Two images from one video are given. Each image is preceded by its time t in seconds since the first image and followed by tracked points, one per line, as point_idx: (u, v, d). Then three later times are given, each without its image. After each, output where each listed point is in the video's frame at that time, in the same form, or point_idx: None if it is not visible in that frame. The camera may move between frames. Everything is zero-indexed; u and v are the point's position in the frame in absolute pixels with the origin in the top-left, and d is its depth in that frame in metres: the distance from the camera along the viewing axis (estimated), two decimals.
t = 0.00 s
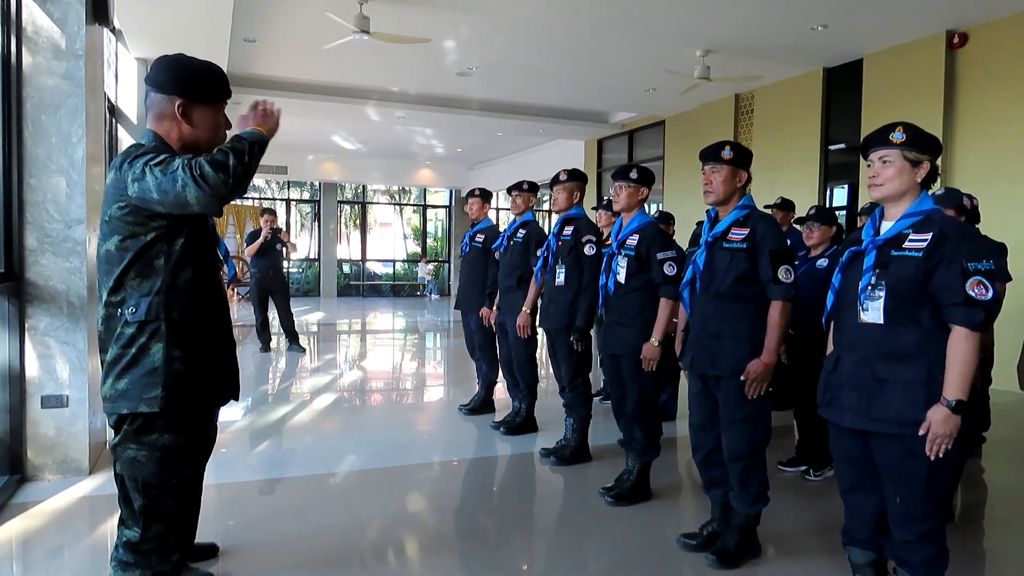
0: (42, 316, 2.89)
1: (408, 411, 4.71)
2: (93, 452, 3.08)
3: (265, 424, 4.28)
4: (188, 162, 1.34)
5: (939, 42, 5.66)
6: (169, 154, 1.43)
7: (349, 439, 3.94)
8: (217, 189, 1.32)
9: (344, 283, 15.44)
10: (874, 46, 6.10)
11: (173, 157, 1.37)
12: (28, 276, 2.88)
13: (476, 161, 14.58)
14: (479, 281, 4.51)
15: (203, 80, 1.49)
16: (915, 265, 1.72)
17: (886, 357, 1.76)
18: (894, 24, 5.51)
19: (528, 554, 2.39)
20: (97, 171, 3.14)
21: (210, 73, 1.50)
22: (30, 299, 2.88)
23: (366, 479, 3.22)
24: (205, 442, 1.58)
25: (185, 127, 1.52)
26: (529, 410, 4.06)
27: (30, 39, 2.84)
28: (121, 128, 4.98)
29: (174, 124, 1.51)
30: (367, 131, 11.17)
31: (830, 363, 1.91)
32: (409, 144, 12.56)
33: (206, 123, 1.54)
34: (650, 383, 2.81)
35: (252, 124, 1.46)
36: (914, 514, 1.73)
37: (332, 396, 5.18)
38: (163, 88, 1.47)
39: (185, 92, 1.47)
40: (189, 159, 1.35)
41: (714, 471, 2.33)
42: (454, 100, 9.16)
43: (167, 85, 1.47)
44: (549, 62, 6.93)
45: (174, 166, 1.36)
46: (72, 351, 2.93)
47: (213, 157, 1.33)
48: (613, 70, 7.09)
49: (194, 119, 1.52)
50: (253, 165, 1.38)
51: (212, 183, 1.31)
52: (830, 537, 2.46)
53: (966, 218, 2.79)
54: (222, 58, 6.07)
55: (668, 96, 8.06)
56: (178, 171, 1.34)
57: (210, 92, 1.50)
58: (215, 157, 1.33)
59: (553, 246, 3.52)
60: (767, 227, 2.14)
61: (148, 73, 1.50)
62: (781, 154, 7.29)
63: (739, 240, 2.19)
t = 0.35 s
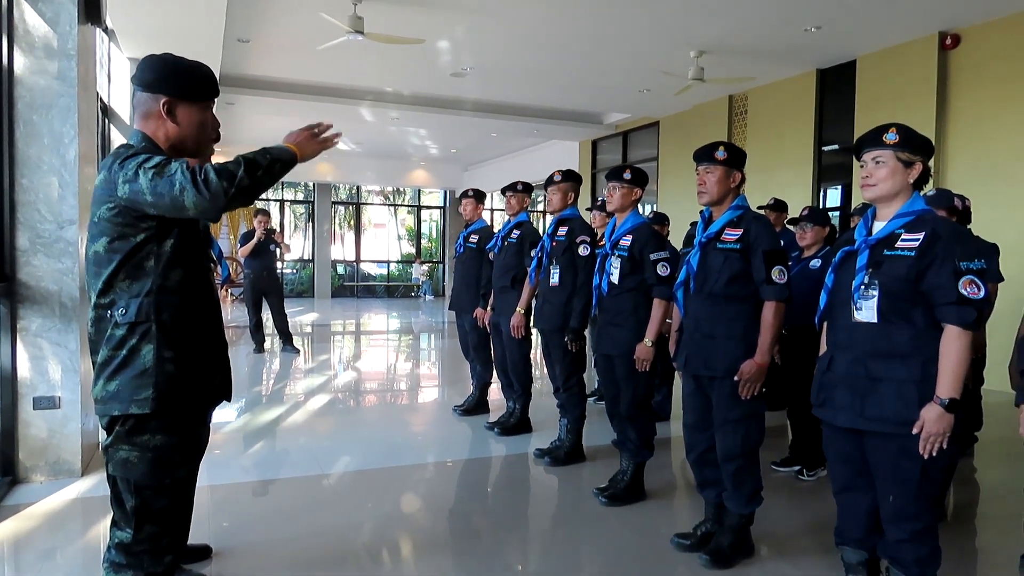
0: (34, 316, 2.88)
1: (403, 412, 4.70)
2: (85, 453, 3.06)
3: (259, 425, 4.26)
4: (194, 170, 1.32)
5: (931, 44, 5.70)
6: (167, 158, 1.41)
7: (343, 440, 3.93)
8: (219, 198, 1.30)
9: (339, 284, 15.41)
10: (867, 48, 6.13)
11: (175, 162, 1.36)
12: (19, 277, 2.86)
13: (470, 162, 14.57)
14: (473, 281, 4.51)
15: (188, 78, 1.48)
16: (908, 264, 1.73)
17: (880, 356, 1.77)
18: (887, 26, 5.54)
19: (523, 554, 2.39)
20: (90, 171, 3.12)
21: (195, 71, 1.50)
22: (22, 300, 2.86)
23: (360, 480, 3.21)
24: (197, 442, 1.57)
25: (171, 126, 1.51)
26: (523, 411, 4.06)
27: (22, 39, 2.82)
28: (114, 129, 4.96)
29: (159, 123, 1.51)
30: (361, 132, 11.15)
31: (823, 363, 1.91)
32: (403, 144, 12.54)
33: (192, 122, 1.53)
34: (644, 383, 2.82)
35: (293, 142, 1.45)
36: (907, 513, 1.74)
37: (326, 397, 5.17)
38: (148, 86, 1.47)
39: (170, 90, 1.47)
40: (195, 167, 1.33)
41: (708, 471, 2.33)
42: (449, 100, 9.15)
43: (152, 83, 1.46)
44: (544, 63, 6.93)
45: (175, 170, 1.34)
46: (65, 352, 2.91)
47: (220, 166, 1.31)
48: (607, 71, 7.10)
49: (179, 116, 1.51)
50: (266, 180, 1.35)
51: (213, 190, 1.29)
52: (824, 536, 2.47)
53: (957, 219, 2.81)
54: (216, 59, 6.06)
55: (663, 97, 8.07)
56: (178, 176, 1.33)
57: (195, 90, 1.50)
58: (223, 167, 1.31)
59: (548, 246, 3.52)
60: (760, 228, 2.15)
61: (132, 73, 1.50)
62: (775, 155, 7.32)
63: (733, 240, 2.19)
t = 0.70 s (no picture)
0: (25, 314, 2.86)
1: (397, 409, 4.69)
2: (77, 451, 3.04)
3: (252, 423, 4.25)
4: (192, 183, 1.31)
5: (924, 42, 5.72)
6: (161, 162, 1.39)
7: (337, 438, 3.92)
8: (219, 216, 1.30)
9: (333, 282, 15.37)
10: (860, 45, 6.14)
11: (172, 170, 1.34)
12: (10, 274, 2.84)
13: (465, 159, 14.54)
14: (468, 279, 4.51)
15: (181, 73, 1.47)
16: (901, 261, 1.73)
17: (873, 352, 1.77)
18: (880, 23, 5.55)
19: (517, 551, 2.39)
20: (81, 168, 3.10)
21: (188, 66, 1.49)
22: (12, 298, 2.84)
23: (355, 477, 3.20)
24: (190, 440, 1.57)
25: (162, 121, 1.50)
26: (517, 408, 4.06)
27: (11, 34, 2.80)
28: (106, 125, 4.93)
29: (151, 119, 1.49)
30: (355, 129, 11.11)
31: (817, 359, 1.92)
32: (397, 142, 12.51)
33: (184, 117, 1.52)
34: (638, 379, 2.82)
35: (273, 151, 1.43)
36: (900, 508, 1.75)
37: (320, 395, 5.15)
38: (140, 81, 1.46)
39: (162, 85, 1.46)
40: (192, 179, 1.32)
41: (702, 467, 2.34)
42: (443, 97, 9.12)
43: (144, 78, 1.45)
44: (538, 60, 6.92)
45: (171, 179, 1.33)
46: (56, 350, 2.90)
47: (217, 181, 1.31)
48: (602, 68, 7.09)
49: (171, 112, 1.50)
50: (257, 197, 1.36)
51: (210, 208, 1.29)
52: (817, 532, 2.48)
53: (949, 214, 2.82)
54: (208, 55, 6.02)
55: (657, 94, 8.08)
56: (175, 185, 1.31)
57: (187, 85, 1.49)
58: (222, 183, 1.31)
59: (542, 243, 3.52)
60: (753, 224, 2.15)
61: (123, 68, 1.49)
62: (769, 152, 7.34)
63: (726, 237, 2.19)
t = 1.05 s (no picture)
0: (22, 311, 2.85)
1: (395, 406, 4.69)
2: (75, 449, 3.04)
3: (250, 420, 4.24)
4: (150, 263, 1.37)
5: (922, 38, 5.72)
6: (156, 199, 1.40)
7: (335, 435, 3.91)
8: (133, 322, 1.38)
9: (330, 279, 15.35)
10: (858, 41, 6.14)
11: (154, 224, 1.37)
12: (7, 271, 2.83)
13: (462, 155, 14.52)
14: (466, 275, 4.50)
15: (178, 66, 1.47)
16: (900, 257, 1.73)
17: (872, 348, 1.77)
18: (878, 19, 5.55)
19: (515, 548, 2.39)
20: (77, 165, 3.09)
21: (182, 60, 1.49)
22: (9, 295, 2.83)
23: (352, 474, 3.20)
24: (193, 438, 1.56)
25: (163, 116, 1.50)
26: (515, 405, 4.05)
27: (5, 30, 2.78)
28: (102, 121, 4.90)
29: (151, 114, 1.49)
30: (352, 125, 11.08)
31: (815, 356, 1.92)
32: (395, 138, 12.48)
33: (183, 111, 1.52)
34: (636, 376, 2.82)
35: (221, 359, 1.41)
36: (898, 505, 1.75)
37: (318, 392, 5.15)
38: (137, 76, 1.45)
39: (161, 79, 1.45)
40: (154, 258, 1.37)
41: (700, 464, 2.34)
42: (440, 94, 9.10)
43: (141, 73, 1.44)
44: (536, 56, 6.91)
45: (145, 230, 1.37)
46: (53, 347, 2.89)
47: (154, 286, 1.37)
48: (600, 65, 7.07)
49: (170, 107, 1.50)
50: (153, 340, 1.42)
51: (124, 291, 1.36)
52: (814, 528, 2.49)
53: (947, 211, 2.82)
54: (205, 51, 6.00)
55: (655, 90, 8.07)
56: (142, 241, 1.36)
57: (183, 79, 1.48)
58: (159, 297, 1.38)
59: (540, 239, 3.51)
60: (752, 221, 2.15)
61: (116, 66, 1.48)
62: (766, 149, 7.33)
63: (725, 233, 2.19)
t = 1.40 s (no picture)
0: (20, 311, 2.85)
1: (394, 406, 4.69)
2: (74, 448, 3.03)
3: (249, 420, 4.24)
4: (174, 238, 1.31)
5: (920, 36, 5.73)
6: (152, 187, 1.37)
7: (333, 434, 3.91)
8: (190, 298, 1.29)
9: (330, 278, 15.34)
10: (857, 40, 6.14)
11: (159, 209, 1.33)
12: (5, 271, 2.83)
13: (461, 154, 14.52)
14: (464, 274, 4.50)
15: (174, 68, 1.46)
16: (897, 255, 1.73)
17: (868, 348, 1.77)
18: (877, 18, 5.55)
19: (514, 546, 2.39)
20: (76, 164, 3.08)
21: (180, 61, 1.48)
22: (8, 294, 2.83)
23: (351, 474, 3.20)
24: (186, 437, 1.56)
25: (157, 117, 1.49)
26: (514, 404, 4.05)
27: (3, 29, 2.78)
28: (101, 120, 4.90)
29: (145, 115, 1.49)
30: (351, 124, 11.07)
31: (812, 355, 1.92)
32: (393, 137, 12.48)
33: (178, 113, 1.51)
34: (635, 375, 2.82)
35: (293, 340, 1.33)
36: (896, 503, 1.75)
37: (317, 391, 5.14)
38: (132, 77, 1.44)
39: (155, 81, 1.45)
40: (173, 233, 1.31)
41: (698, 463, 2.34)
42: (439, 93, 9.09)
43: (136, 75, 1.44)
44: (534, 55, 6.90)
45: (153, 217, 1.33)
46: (52, 347, 2.89)
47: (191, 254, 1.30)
48: (598, 63, 7.07)
49: (165, 108, 1.49)
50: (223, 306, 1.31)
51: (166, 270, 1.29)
52: (813, 526, 2.49)
53: (944, 209, 2.83)
54: (204, 50, 5.99)
55: (654, 89, 8.07)
56: (153, 227, 1.31)
57: (180, 81, 1.48)
58: (200, 260, 1.30)
59: (538, 238, 3.51)
60: (749, 220, 2.15)
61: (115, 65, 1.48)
62: (765, 147, 7.33)
63: (722, 233, 2.19)
